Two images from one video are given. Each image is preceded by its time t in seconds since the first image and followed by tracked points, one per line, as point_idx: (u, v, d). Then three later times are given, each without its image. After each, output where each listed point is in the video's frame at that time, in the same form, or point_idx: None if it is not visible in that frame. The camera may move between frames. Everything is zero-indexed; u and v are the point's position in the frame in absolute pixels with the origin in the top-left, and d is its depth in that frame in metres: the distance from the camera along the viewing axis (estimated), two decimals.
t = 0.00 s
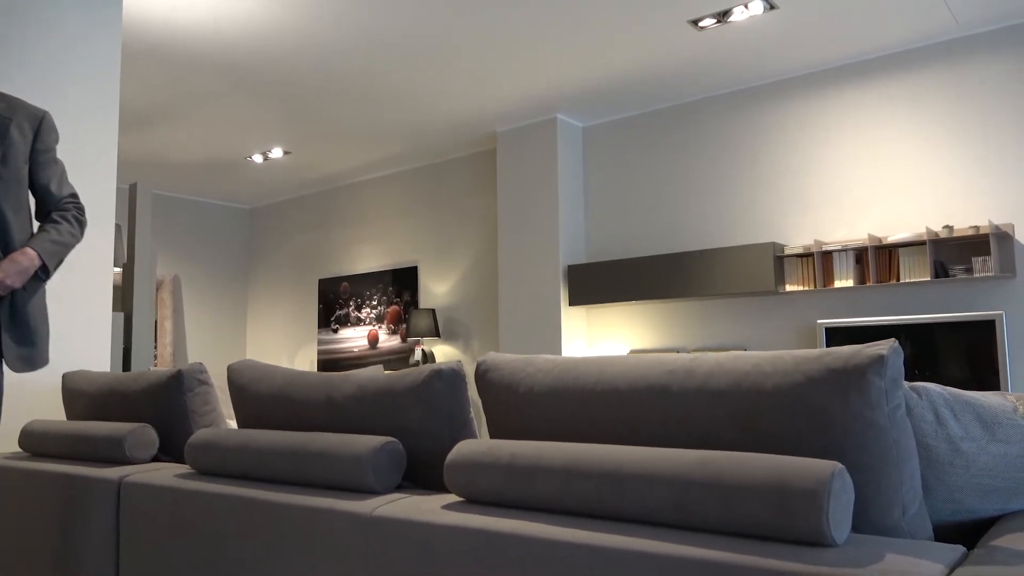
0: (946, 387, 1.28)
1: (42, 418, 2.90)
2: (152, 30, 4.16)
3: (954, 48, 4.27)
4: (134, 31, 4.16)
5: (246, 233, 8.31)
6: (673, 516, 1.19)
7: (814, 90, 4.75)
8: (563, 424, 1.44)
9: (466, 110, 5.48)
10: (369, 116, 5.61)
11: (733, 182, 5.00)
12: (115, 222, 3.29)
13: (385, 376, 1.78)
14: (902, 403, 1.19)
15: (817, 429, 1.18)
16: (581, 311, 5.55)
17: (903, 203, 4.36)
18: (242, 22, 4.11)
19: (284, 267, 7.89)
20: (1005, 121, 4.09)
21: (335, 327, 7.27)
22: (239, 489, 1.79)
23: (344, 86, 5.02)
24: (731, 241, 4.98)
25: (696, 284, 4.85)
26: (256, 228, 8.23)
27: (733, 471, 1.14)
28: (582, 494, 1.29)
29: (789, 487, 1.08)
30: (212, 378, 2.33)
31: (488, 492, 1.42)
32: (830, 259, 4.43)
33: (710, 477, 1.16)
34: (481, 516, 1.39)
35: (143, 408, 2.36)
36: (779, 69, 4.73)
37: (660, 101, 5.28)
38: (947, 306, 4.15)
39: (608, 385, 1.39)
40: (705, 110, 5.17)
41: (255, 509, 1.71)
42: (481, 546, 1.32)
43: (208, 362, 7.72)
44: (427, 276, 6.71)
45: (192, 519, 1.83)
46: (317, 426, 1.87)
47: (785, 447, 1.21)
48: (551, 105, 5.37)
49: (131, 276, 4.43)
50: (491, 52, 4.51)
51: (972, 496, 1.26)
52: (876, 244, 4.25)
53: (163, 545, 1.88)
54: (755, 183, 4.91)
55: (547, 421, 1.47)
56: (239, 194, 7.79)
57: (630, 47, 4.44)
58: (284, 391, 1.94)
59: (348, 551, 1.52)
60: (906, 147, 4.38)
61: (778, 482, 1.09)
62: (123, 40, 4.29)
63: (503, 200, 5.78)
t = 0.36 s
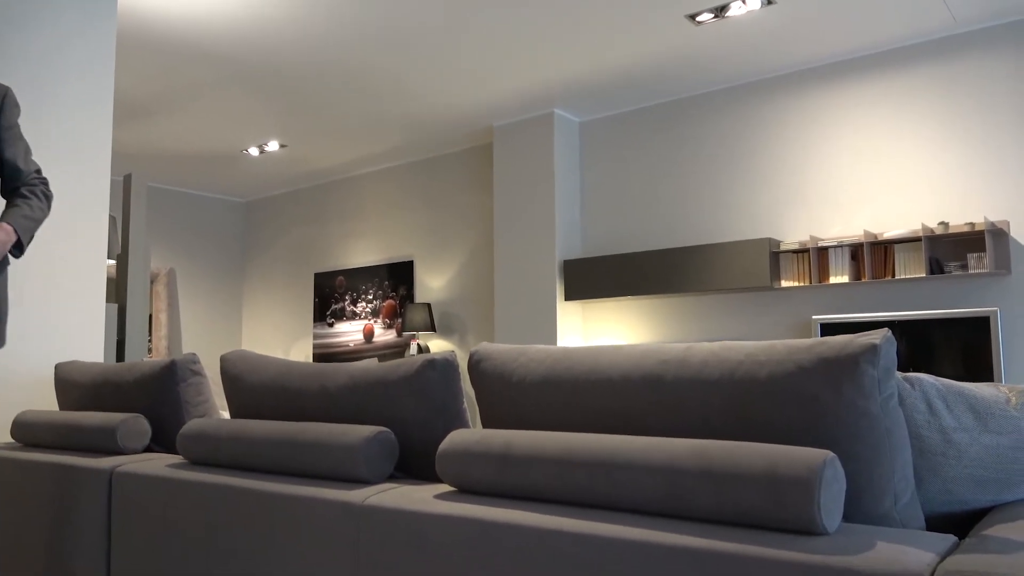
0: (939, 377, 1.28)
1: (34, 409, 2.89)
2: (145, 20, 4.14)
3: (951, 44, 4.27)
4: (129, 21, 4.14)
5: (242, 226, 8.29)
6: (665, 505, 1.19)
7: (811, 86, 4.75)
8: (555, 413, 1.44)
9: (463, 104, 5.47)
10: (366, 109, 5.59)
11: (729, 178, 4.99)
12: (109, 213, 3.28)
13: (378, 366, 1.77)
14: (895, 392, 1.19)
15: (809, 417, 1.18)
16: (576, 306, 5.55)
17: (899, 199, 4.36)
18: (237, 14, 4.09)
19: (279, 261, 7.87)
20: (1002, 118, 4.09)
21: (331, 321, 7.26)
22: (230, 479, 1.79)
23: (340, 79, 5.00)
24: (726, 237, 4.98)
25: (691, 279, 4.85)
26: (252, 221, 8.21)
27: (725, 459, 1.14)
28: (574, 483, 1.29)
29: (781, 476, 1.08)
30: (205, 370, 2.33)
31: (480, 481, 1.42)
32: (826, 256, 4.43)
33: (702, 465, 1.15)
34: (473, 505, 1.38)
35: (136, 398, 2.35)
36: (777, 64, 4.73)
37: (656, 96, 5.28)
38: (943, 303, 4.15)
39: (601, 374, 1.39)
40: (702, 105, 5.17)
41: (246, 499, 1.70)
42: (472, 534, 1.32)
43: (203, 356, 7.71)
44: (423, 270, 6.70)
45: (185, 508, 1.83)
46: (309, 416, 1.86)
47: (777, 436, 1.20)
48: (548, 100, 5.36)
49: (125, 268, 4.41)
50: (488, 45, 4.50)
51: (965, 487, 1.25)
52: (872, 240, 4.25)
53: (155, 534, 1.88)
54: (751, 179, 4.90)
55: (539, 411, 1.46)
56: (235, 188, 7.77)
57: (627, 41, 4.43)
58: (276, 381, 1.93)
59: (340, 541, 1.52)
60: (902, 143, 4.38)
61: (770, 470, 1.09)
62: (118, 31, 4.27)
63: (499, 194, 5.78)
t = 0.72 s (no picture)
0: (929, 370, 1.29)
1: (24, 399, 2.87)
2: (138, 10, 4.11)
3: (945, 41, 4.28)
4: (121, 11, 4.11)
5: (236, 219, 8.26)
6: (655, 495, 1.19)
7: (806, 81, 4.75)
8: (548, 404, 1.44)
9: (458, 97, 5.46)
10: (360, 102, 5.57)
11: (723, 174, 5.00)
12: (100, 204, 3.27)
13: (369, 356, 1.77)
14: (886, 384, 1.19)
15: (800, 408, 1.18)
16: (571, 301, 5.54)
17: (892, 196, 4.37)
18: (231, 4, 4.07)
19: (273, 254, 7.85)
20: (997, 116, 4.09)
21: (324, 314, 7.25)
22: (221, 469, 1.78)
23: (334, 71, 4.98)
24: (720, 233, 4.99)
25: (685, 274, 4.85)
26: (246, 214, 8.19)
27: (716, 450, 1.14)
28: (565, 473, 1.29)
29: (772, 467, 1.08)
30: (196, 360, 2.32)
31: (471, 471, 1.41)
32: (819, 252, 4.44)
33: (693, 456, 1.15)
34: (464, 495, 1.38)
35: (127, 388, 2.34)
36: (772, 59, 4.72)
37: (652, 91, 5.28)
38: (936, 299, 4.17)
39: (593, 365, 1.38)
40: (697, 100, 5.17)
41: (238, 489, 1.69)
42: (463, 525, 1.32)
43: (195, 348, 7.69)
44: (417, 264, 6.69)
45: (176, 498, 1.82)
46: (301, 406, 1.85)
47: (768, 427, 1.20)
48: (543, 94, 5.36)
49: (117, 260, 4.38)
50: (484, 39, 4.48)
51: (955, 480, 1.26)
52: (865, 237, 4.25)
53: (146, 525, 1.87)
54: (746, 174, 4.91)
55: (530, 402, 1.46)
56: (229, 180, 7.74)
57: (623, 36, 4.42)
58: (268, 371, 1.92)
59: (331, 531, 1.51)
60: (897, 139, 4.38)
61: (760, 461, 1.09)
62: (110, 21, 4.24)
63: (494, 188, 5.77)
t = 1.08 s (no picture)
0: (911, 363, 1.30)
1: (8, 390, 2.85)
2: None
3: (933, 40, 4.30)
4: None
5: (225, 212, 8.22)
6: (638, 486, 1.20)
7: (795, 79, 4.76)
8: (533, 396, 1.44)
9: (449, 91, 5.45)
10: (351, 94, 5.55)
11: (712, 170, 5.01)
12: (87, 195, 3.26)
13: (355, 347, 1.76)
14: (867, 377, 1.20)
15: (781, 401, 1.18)
16: (559, 295, 5.55)
17: (880, 194, 4.39)
18: None
19: (262, 247, 7.82)
20: (985, 115, 4.12)
21: (313, 307, 7.23)
22: (206, 459, 1.77)
23: (324, 62, 4.95)
24: (709, 229, 5.00)
25: (674, 270, 4.86)
26: (236, 207, 8.15)
27: (697, 441, 1.15)
28: (548, 464, 1.29)
29: (754, 458, 1.08)
30: (182, 351, 2.31)
31: (455, 462, 1.42)
32: (807, 249, 4.46)
33: (675, 447, 1.16)
34: (447, 486, 1.38)
35: (112, 379, 2.33)
36: (763, 56, 4.73)
37: (642, 87, 5.28)
38: (922, 296, 4.19)
39: (578, 358, 1.39)
40: (687, 96, 5.18)
41: (222, 480, 1.69)
42: (447, 515, 1.32)
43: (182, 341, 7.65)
44: (406, 258, 6.68)
45: (160, 489, 1.81)
46: (286, 397, 1.85)
47: (750, 420, 1.21)
48: (534, 88, 5.35)
49: (102, 251, 4.35)
50: (475, 32, 4.47)
51: (935, 473, 1.26)
52: (852, 234, 4.27)
53: (130, 515, 1.86)
54: (735, 171, 4.92)
55: (515, 394, 1.46)
56: (218, 172, 7.70)
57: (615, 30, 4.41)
58: (254, 362, 1.92)
59: (315, 521, 1.51)
60: (884, 138, 4.41)
61: (742, 452, 1.10)
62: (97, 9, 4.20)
63: (483, 182, 5.76)
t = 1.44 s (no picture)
0: (895, 360, 1.30)
1: None
2: None
3: (919, 40, 4.33)
4: None
5: (210, 205, 8.16)
6: (622, 481, 1.19)
7: (782, 77, 4.78)
8: (518, 391, 1.43)
9: (437, 86, 5.42)
10: (338, 87, 5.51)
11: (699, 167, 5.02)
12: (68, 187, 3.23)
13: (340, 342, 1.75)
14: (851, 373, 1.20)
15: (765, 396, 1.18)
16: (546, 290, 5.54)
17: (866, 192, 4.42)
18: None
19: (247, 241, 7.77)
20: (970, 115, 4.15)
21: (299, 302, 7.19)
22: (188, 453, 1.75)
23: (312, 55, 4.92)
24: (696, 226, 5.01)
25: (661, 266, 4.86)
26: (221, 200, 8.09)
27: (681, 437, 1.15)
28: (533, 459, 1.29)
29: (737, 453, 1.08)
30: (164, 344, 2.29)
31: (439, 457, 1.41)
32: (792, 246, 4.47)
33: (660, 442, 1.16)
34: (432, 480, 1.37)
35: (93, 371, 2.31)
36: (750, 54, 4.75)
37: (630, 84, 5.28)
38: (906, 295, 4.22)
39: (563, 353, 1.38)
40: (675, 93, 5.19)
41: (204, 474, 1.67)
42: (431, 510, 1.31)
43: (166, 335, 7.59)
44: (393, 253, 6.65)
45: (141, 483, 1.79)
46: (269, 391, 1.84)
47: (734, 415, 1.21)
48: (522, 84, 5.34)
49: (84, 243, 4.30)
50: (464, 26, 4.45)
51: (917, 468, 1.27)
52: (838, 232, 4.29)
53: (111, 509, 1.85)
54: (722, 168, 4.93)
55: (499, 388, 1.46)
56: (203, 165, 7.64)
57: (605, 27, 4.41)
58: (237, 356, 1.90)
59: (298, 516, 1.50)
60: (870, 137, 4.43)
61: (725, 447, 1.10)
62: None
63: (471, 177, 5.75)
